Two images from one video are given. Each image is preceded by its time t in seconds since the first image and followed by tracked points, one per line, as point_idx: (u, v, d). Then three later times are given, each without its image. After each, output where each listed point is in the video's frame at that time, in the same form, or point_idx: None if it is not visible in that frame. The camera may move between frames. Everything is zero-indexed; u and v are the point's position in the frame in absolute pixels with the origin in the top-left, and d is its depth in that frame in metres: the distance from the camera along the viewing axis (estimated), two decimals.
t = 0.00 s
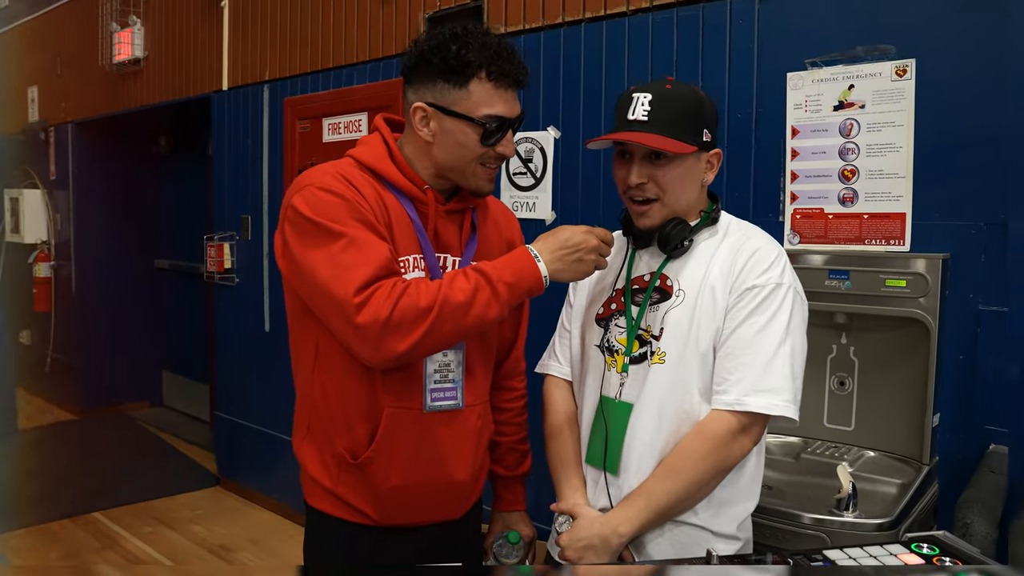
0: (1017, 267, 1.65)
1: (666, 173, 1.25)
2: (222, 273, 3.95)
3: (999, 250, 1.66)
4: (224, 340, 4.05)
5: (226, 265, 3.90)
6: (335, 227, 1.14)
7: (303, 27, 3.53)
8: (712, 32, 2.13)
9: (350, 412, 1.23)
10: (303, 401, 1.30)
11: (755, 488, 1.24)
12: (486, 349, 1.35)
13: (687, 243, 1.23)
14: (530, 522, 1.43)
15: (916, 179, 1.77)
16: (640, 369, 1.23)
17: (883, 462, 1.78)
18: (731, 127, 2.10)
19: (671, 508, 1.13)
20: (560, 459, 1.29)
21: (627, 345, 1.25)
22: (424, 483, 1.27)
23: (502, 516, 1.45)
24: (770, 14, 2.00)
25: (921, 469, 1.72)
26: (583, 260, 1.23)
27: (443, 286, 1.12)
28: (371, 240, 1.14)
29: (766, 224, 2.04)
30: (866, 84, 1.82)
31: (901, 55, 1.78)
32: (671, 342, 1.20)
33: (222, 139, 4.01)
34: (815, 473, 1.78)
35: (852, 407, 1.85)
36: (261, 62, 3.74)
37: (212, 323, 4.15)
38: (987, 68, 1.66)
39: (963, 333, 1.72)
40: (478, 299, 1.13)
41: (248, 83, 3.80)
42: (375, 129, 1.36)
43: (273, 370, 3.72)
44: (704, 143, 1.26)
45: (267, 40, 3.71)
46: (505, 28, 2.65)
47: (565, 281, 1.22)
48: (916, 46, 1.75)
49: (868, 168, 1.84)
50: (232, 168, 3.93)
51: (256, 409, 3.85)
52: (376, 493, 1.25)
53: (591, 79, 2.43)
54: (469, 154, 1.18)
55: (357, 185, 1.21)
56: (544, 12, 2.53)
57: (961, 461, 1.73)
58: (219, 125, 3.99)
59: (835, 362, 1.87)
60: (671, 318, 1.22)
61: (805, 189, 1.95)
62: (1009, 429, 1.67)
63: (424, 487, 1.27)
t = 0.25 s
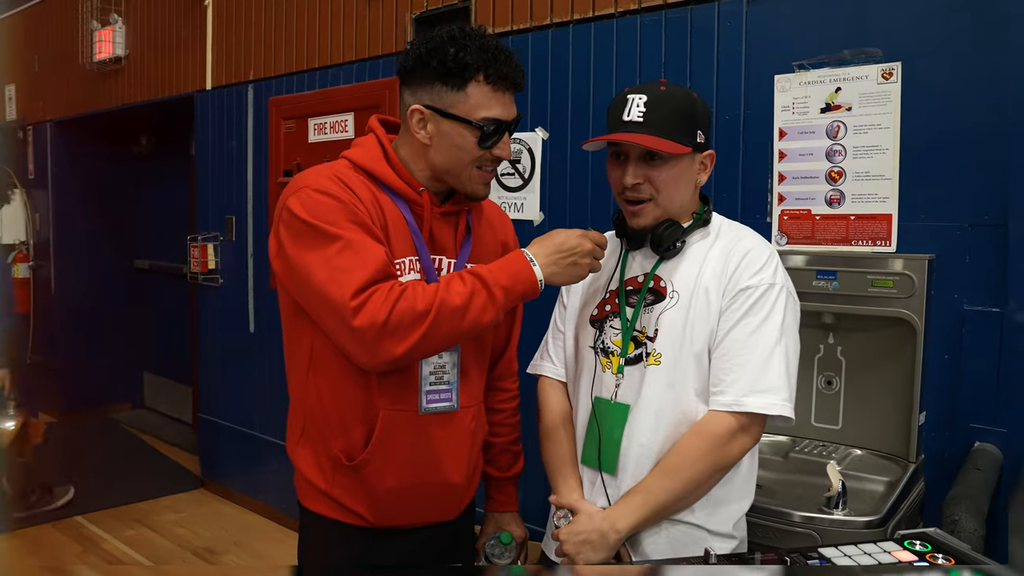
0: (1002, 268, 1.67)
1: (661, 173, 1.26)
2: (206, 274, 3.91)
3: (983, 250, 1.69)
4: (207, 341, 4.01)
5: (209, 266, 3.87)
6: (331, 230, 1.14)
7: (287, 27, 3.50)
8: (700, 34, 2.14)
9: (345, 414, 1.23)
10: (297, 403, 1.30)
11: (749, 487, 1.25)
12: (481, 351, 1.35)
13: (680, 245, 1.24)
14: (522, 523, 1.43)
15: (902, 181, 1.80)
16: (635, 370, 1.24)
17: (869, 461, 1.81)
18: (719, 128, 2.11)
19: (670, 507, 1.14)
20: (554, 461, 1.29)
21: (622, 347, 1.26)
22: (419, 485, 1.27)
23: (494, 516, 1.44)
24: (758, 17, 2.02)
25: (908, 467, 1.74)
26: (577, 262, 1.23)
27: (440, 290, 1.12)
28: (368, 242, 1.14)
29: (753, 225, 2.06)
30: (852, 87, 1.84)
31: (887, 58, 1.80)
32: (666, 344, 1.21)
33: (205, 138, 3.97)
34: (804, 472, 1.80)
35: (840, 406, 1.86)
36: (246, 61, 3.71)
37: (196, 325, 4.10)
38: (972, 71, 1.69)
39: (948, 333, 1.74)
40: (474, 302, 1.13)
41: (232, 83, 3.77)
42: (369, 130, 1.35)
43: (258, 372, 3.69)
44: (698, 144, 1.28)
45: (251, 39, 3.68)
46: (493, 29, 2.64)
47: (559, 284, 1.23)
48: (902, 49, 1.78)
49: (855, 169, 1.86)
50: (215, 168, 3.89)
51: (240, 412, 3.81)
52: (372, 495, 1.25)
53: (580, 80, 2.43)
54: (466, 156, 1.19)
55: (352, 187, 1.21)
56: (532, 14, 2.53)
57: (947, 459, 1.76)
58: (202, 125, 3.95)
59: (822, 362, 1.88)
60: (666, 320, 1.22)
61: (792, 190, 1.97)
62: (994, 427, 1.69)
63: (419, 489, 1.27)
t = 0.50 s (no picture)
0: (988, 267, 1.70)
1: (655, 172, 1.26)
2: (192, 274, 3.88)
3: (970, 250, 1.72)
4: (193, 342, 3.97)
5: (195, 266, 3.83)
6: (327, 231, 1.13)
7: (275, 26, 3.48)
8: (690, 35, 2.15)
9: (341, 415, 1.22)
10: (291, 404, 1.29)
11: (746, 485, 1.27)
12: (475, 351, 1.35)
13: (676, 245, 1.25)
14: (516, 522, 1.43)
15: (890, 181, 1.82)
16: (633, 370, 1.25)
17: (859, 458, 1.82)
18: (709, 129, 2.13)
19: (672, 506, 1.15)
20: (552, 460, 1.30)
21: (620, 347, 1.26)
22: (415, 486, 1.26)
23: (488, 515, 1.44)
24: (747, 19, 2.04)
25: (897, 464, 1.76)
26: (573, 263, 1.24)
27: (437, 291, 1.12)
28: (364, 244, 1.13)
29: (743, 225, 2.07)
30: (841, 89, 1.87)
31: (875, 61, 1.82)
32: (666, 344, 1.22)
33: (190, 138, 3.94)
34: (795, 469, 1.82)
35: (829, 403, 1.88)
36: (232, 59, 3.68)
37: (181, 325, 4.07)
38: (958, 74, 1.71)
39: (936, 331, 1.77)
40: (471, 304, 1.12)
41: (218, 82, 3.74)
42: (364, 130, 1.35)
43: (245, 373, 3.67)
44: (691, 143, 1.28)
45: (237, 38, 3.65)
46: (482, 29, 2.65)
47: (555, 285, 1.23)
48: (890, 51, 1.80)
49: (843, 170, 1.88)
50: (201, 167, 3.86)
51: (227, 413, 3.79)
52: (368, 496, 1.24)
53: (570, 80, 2.44)
54: (464, 156, 1.20)
55: (348, 187, 1.20)
56: (522, 14, 2.54)
57: (935, 456, 1.79)
58: (188, 124, 3.92)
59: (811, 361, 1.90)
60: (665, 320, 1.23)
61: (782, 191, 1.99)
62: (981, 424, 1.72)
63: (415, 489, 1.26)
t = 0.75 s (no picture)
0: (977, 267, 1.72)
1: (649, 172, 1.27)
2: (180, 274, 3.85)
3: (959, 250, 1.74)
4: (180, 343, 3.93)
5: (183, 266, 3.80)
6: (325, 233, 1.11)
7: (263, 25, 3.47)
8: (682, 37, 2.17)
9: (338, 416, 1.20)
10: (286, 407, 1.26)
11: (746, 484, 1.27)
12: (471, 353, 1.34)
13: (672, 245, 1.26)
14: (512, 522, 1.43)
15: (880, 182, 1.84)
16: (632, 371, 1.25)
17: (849, 456, 1.83)
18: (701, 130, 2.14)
19: (672, 505, 1.15)
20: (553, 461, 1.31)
21: (619, 348, 1.27)
22: (412, 488, 1.24)
23: (484, 516, 1.43)
24: (739, 21, 2.05)
25: (887, 462, 1.77)
26: (570, 265, 1.24)
27: (436, 292, 1.10)
28: (362, 246, 1.11)
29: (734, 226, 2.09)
30: (832, 90, 1.88)
31: (866, 63, 1.84)
32: (665, 345, 1.23)
33: (178, 137, 3.90)
34: (788, 467, 1.83)
35: (820, 402, 1.89)
36: (221, 58, 3.66)
37: (167, 326, 4.03)
38: (947, 76, 1.73)
39: (926, 331, 1.79)
40: (470, 306, 1.11)
41: (206, 81, 3.72)
42: (359, 130, 1.34)
43: (234, 373, 3.64)
44: (686, 144, 1.29)
45: (226, 37, 3.63)
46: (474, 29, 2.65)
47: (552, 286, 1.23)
48: (881, 54, 1.82)
49: (834, 171, 1.90)
50: (189, 166, 3.83)
51: (215, 414, 3.76)
52: (365, 498, 1.22)
53: (562, 81, 2.45)
54: (461, 156, 1.20)
55: (345, 189, 1.19)
56: (514, 14, 2.54)
57: (925, 453, 1.81)
58: (175, 123, 3.89)
59: (803, 360, 1.92)
60: (664, 320, 1.24)
61: (773, 191, 2.01)
62: (970, 422, 1.74)
63: (412, 492, 1.24)
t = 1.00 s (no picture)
0: (968, 267, 1.75)
1: (648, 172, 1.27)
2: (170, 275, 3.83)
3: (950, 250, 1.76)
4: (169, 344, 3.91)
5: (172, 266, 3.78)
6: (325, 234, 1.09)
7: (254, 24, 3.45)
8: (676, 38, 2.18)
9: (337, 418, 1.17)
10: (283, 411, 1.23)
11: (748, 482, 1.28)
12: (471, 354, 1.32)
13: (670, 247, 1.26)
14: (510, 524, 1.42)
15: (872, 183, 1.86)
16: (635, 373, 1.26)
17: (842, 454, 1.85)
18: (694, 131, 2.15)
19: (674, 504, 1.16)
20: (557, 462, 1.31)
21: (620, 351, 1.27)
22: (412, 491, 1.22)
23: (481, 518, 1.42)
24: (732, 23, 2.07)
25: (880, 460, 1.79)
26: (570, 266, 1.24)
27: (437, 294, 1.10)
28: (362, 248, 1.10)
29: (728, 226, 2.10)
30: (825, 92, 1.90)
31: (858, 65, 1.86)
32: (666, 347, 1.24)
33: (166, 137, 3.88)
34: (782, 466, 1.84)
35: (813, 401, 1.91)
36: (211, 57, 3.64)
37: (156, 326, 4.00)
38: (938, 79, 1.76)
39: (917, 330, 1.81)
40: (471, 308, 1.11)
41: (196, 80, 3.70)
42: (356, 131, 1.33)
43: (224, 375, 3.62)
44: (685, 144, 1.30)
45: (216, 37, 3.62)
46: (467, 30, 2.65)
47: (551, 287, 1.23)
48: (873, 57, 1.84)
49: (827, 172, 1.91)
50: (178, 166, 3.80)
51: (205, 415, 3.74)
52: (364, 500, 1.18)
53: (555, 82, 2.45)
54: (462, 157, 1.20)
55: (344, 189, 1.17)
56: (507, 15, 2.55)
57: (917, 451, 1.82)
58: (164, 123, 3.87)
59: (796, 359, 1.93)
60: (664, 322, 1.25)
61: (766, 192, 2.02)
62: (961, 420, 1.77)
63: (411, 495, 1.22)
